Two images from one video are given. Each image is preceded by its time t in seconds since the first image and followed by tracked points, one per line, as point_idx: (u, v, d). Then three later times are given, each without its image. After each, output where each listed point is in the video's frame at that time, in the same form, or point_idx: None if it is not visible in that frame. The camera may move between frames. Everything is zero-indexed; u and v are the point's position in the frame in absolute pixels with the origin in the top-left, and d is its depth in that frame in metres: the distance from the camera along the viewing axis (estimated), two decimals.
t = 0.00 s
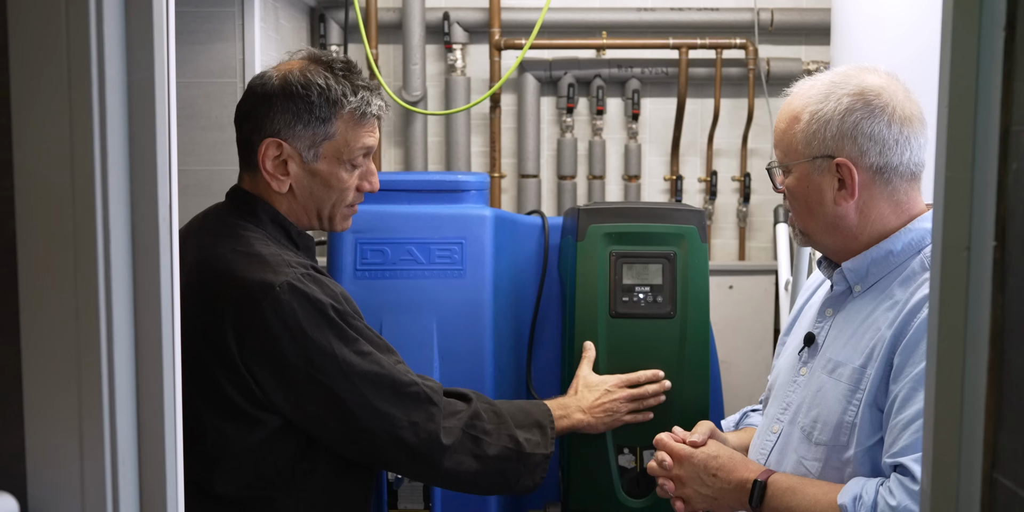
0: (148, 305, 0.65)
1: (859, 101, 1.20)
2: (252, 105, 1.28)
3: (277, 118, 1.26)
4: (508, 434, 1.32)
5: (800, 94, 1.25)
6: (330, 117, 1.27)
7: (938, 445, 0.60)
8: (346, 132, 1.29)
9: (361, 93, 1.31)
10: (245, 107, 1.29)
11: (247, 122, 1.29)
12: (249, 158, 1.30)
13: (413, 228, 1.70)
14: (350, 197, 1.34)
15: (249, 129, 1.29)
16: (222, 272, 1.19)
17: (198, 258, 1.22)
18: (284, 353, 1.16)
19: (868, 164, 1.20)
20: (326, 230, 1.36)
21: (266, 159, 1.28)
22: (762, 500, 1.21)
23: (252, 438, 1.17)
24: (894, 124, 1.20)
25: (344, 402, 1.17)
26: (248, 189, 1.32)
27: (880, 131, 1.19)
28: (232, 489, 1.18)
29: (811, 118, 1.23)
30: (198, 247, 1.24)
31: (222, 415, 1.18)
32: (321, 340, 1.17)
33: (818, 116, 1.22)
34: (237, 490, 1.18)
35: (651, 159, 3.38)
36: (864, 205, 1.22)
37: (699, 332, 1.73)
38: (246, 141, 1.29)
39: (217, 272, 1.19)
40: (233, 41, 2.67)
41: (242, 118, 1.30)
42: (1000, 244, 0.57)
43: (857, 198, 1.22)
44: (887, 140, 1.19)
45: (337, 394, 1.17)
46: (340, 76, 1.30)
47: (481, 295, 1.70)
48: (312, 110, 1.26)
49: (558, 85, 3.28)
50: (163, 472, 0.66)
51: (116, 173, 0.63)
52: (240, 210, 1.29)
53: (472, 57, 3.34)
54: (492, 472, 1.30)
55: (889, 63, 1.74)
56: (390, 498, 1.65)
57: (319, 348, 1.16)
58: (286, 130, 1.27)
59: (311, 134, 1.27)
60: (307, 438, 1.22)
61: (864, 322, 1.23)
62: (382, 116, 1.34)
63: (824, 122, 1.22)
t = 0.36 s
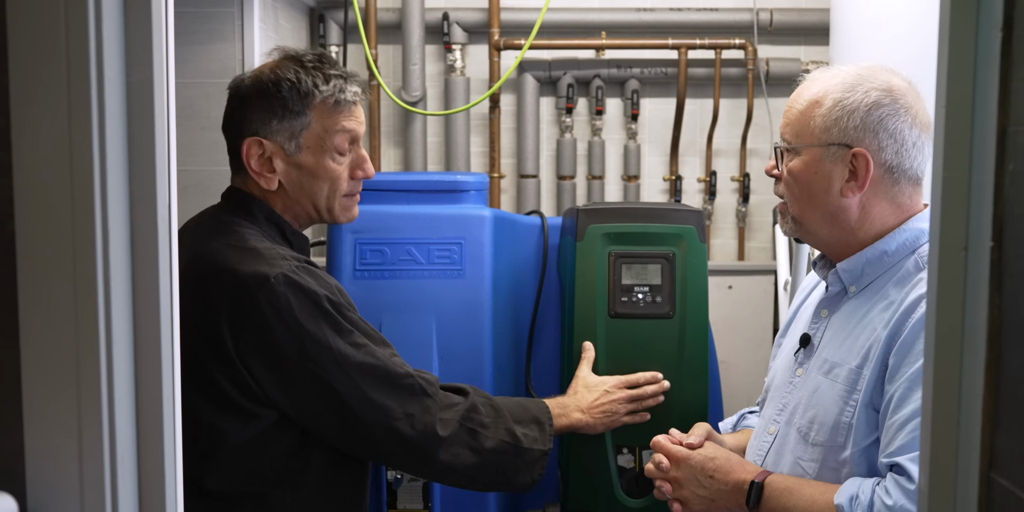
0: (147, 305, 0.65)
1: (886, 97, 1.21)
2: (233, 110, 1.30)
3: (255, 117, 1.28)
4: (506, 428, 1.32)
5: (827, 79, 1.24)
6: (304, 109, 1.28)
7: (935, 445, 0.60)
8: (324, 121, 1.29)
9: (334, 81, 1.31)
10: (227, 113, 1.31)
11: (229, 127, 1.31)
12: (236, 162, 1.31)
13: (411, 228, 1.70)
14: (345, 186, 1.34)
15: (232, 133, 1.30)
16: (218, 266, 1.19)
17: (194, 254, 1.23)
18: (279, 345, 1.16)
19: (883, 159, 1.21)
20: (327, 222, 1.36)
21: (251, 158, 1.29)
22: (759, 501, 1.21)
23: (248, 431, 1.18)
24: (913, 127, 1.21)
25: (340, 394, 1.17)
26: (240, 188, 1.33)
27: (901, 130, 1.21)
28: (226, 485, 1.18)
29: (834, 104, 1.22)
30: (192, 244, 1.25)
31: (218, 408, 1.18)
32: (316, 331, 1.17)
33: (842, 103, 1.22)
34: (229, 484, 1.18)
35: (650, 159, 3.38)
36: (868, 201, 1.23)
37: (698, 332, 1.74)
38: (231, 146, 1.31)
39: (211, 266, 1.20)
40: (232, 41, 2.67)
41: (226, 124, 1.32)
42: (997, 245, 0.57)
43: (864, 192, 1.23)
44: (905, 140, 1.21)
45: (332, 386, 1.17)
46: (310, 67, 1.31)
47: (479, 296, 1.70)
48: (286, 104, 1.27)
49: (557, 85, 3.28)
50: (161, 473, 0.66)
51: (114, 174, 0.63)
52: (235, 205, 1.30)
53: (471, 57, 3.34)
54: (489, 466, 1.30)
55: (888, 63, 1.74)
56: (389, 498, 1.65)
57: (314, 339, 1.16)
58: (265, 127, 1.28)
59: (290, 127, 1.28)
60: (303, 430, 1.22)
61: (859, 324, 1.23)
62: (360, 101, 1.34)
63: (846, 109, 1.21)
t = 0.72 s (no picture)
0: (143, 305, 0.65)
1: (891, 96, 1.21)
2: (221, 103, 1.32)
3: (241, 108, 1.29)
4: (504, 419, 1.31)
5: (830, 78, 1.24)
6: (290, 97, 1.29)
7: (931, 445, 0.61)
8: (309, 109, 1.30)
9: (317, 69, 1.32)
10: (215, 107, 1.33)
11: (217, 121, 1.32)
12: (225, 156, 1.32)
13: (409, 229, 1.70)
14: (334, 177, 1.35)
15: (220, 127, 1.32)
16: (211, 258, 1.19)
17: (186, 248, 1.23)
18: (274, 333, 1.16)
19: (885, 158, 1.21)
20: (318, 213, 1.37)
21: (240, 149, 1.30)
22: (757, 500, 1.21)
23: (244, 425, 1.18)
24: (916, 127, 1.22)
25: (335, 382, 1.18)
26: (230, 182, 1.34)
27: (905, 130, 1.21)
28: (224, 477, 1.18)
29: (838, 102, 1.22)
30: (185, 238, 1.25)
31: (214, 402, 1.18)
32: (310, 320, 1.17)
33: (846, 101, 1.22)
34: (228, 478, 1.18)
35: (649, 160, 3.38)
36: (869, 200, 1.23)
37: (696, 332, 1.74)
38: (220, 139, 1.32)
39: (205, 259, 1.20)
40: (230, 41, 2.67)
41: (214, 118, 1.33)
42: (992, 246, 0.57)
43: (866, 190, 1.23)
44: (909, 140, 1.21)
45: (328, 375, 1.17)
46: (294, 58, 1.32)
47: (478, 296, 1.70)
48: (270, 94, 1.29)
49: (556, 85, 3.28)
50: (157, 473, 0.66)
51: (110, 174, 0.63)
52: (226, 201, 1.30)
53: (470, 58, 3.34)
54: (486, 456, 1.29)
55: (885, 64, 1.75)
56: (387, 498, 1.66)
57: (309, 328, 1.17)
58: (251, 118, 1.29)
59: (275, 117, 1.29)
60: (298, 422, 1.23)
61: (857, 324, 1.23)
62: (345, 88, 1.35)
63: (850, 108, 1.21)
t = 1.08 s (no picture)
0: (145, 306, 0.65)
1: (903, 102, 1.22)
2: (190, 102, 1.32)
3: (211, 103, 1.29)
4: (501, 406, 1.31)
5: (847, 74, 1.24)
6: (256, 85, 1.29)
7: (930, 446, 0.61)
8: (277, 95, 1.30)
9: (281, 55, 1.32)
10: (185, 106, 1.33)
11: (190, 119, 1.32)
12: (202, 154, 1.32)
13: (409, 229, 1.70)
14: (310, 160, 1.34)
15: (193, 125, 1.32)
16: (199, 256, 1.19)
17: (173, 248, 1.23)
18: (267, 327, 1.16)
19: (889, 161, 1.22)
20: (301, 202, 1.36)
21: (214, 144, 1.30)
22: (759, 498, 1.21)
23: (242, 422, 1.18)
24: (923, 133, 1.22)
25: (330, 374, 1.18)
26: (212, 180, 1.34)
27: (912, 136, 1.21)
28: (218, 476, 1.18)
29: (850, 100, 1.22)
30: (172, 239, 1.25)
31: (210, 400, 1.19)
32: (302, 312, 1.17)
33: (859, 100, 1.22)
34: (228, 475, 1.19)
35: (649, 160, 3.38)
36: (869, 200, 1.24)
37: (696, 333, 1.74)
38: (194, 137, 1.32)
39: (192, 258, 1.20)
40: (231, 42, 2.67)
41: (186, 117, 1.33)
42: (991, 246, 0.57)
43: (867, 190, 1.23)
44: (914, 146, 1.22)
45: (322, 367, 1.17)
46: (257, 46, 1.32)
47: (478, 296, 1.70)
48: (236, 84, 1.29)
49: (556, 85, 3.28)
50: (158, 474, 0.66)
51: (111, 175, 0.63)
52: (210, 200, 1.31)
53: (470, 58, 3.34)
54: (485, 445, 1.29)
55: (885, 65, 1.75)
56: (387, 498, 1.66)
57: (302, 322, 1.17)
58: (221, 112, 1.29)
59: (245, 107, 1.29)
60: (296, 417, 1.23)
61: (856, 323, 1.23)
62: (311, 70, 1.34)
63: (861, 107, 1.22)
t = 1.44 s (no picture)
0: (143, 306, 0.65)
1: (909, 100, 1.22)
2: (183, 98, 1.30)
3: (203, 101, 1.28)
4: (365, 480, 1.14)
5: (856, 71, 1.25)
6: (251, 87, 1.28)
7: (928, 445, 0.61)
8: (271, 99, 1.29)
9: (278, 60, 1.30)
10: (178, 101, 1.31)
11: (181, 115, 1.30)
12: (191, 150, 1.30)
13: (410, 229, 1.70)
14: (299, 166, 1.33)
15: (184, 121, 1.30)
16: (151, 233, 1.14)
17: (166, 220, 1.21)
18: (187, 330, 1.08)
19: (896, 159, 1.22)
20: (287, 207, 1.35)
21: (204, 142, 1.28)
22: (758, 493, 1.21)
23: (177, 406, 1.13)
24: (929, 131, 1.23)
25: (218, 403, 1.07)
26: (201, 181, 1.32)
27: (918, 133, 1.22)
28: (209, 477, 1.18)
29: (858, 97, 1.23)
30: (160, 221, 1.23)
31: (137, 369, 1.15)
32: (223, 333, 1.07)
33: (866, 98, 1.22)
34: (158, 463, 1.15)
35: (649, 160, 3.38)
36: (875, 198, 1.24)
37: (696, 332, 1.74)
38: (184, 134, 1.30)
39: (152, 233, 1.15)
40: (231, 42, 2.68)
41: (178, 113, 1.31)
42: (988, 246, 0.57)
43: (873, 187, 1.23)
44: (920, 144, 1.22)
45: (213, 393, 1.07)
46: (255, 49, 1.30)
47: (478, 296, 1.70)
48: (230, 84, 1.27)
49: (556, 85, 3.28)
50: (157, 473, 0.67)
51: (110, 173, 0.63)
52: (193, 201, 1.28)
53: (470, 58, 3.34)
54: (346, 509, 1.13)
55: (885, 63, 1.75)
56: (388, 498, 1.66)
57: (220, 341, 1.07)
58: (213, 110, 1.27)
59: (237, 108, 1.28)
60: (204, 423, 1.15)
61: (857, 320, 1.23)
62: (306, 77, 1.33)
63: (869, 105, 1.22)
